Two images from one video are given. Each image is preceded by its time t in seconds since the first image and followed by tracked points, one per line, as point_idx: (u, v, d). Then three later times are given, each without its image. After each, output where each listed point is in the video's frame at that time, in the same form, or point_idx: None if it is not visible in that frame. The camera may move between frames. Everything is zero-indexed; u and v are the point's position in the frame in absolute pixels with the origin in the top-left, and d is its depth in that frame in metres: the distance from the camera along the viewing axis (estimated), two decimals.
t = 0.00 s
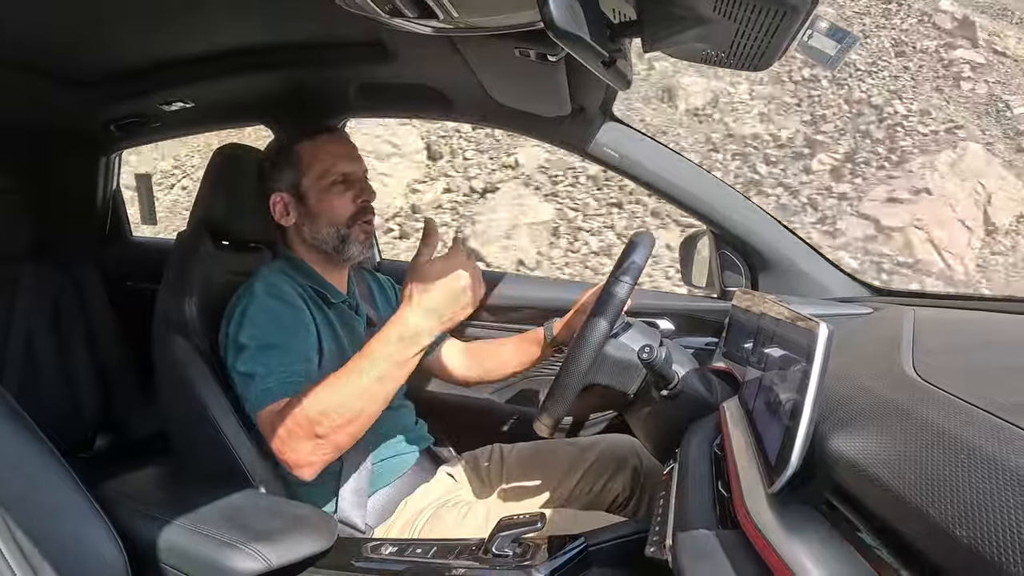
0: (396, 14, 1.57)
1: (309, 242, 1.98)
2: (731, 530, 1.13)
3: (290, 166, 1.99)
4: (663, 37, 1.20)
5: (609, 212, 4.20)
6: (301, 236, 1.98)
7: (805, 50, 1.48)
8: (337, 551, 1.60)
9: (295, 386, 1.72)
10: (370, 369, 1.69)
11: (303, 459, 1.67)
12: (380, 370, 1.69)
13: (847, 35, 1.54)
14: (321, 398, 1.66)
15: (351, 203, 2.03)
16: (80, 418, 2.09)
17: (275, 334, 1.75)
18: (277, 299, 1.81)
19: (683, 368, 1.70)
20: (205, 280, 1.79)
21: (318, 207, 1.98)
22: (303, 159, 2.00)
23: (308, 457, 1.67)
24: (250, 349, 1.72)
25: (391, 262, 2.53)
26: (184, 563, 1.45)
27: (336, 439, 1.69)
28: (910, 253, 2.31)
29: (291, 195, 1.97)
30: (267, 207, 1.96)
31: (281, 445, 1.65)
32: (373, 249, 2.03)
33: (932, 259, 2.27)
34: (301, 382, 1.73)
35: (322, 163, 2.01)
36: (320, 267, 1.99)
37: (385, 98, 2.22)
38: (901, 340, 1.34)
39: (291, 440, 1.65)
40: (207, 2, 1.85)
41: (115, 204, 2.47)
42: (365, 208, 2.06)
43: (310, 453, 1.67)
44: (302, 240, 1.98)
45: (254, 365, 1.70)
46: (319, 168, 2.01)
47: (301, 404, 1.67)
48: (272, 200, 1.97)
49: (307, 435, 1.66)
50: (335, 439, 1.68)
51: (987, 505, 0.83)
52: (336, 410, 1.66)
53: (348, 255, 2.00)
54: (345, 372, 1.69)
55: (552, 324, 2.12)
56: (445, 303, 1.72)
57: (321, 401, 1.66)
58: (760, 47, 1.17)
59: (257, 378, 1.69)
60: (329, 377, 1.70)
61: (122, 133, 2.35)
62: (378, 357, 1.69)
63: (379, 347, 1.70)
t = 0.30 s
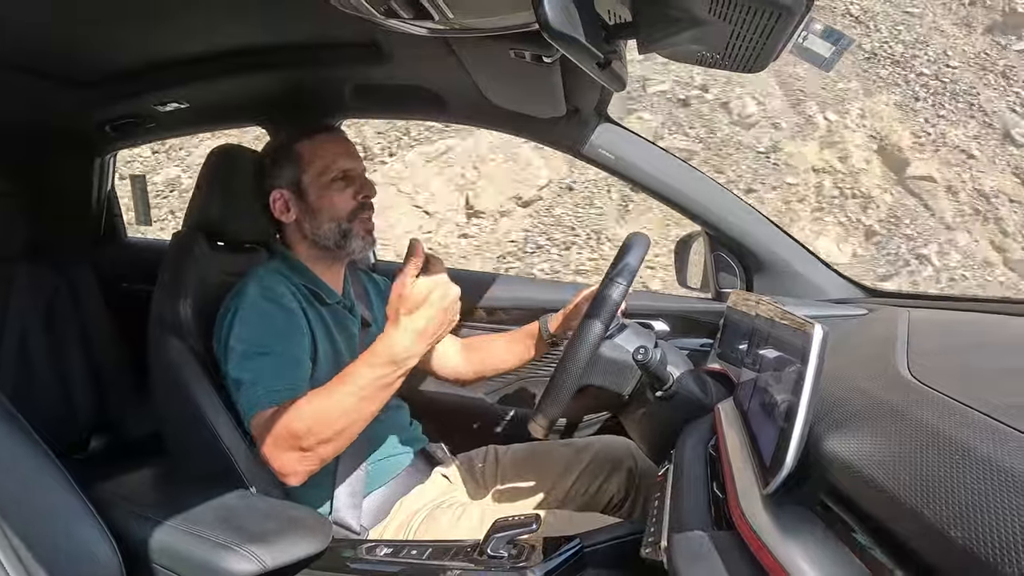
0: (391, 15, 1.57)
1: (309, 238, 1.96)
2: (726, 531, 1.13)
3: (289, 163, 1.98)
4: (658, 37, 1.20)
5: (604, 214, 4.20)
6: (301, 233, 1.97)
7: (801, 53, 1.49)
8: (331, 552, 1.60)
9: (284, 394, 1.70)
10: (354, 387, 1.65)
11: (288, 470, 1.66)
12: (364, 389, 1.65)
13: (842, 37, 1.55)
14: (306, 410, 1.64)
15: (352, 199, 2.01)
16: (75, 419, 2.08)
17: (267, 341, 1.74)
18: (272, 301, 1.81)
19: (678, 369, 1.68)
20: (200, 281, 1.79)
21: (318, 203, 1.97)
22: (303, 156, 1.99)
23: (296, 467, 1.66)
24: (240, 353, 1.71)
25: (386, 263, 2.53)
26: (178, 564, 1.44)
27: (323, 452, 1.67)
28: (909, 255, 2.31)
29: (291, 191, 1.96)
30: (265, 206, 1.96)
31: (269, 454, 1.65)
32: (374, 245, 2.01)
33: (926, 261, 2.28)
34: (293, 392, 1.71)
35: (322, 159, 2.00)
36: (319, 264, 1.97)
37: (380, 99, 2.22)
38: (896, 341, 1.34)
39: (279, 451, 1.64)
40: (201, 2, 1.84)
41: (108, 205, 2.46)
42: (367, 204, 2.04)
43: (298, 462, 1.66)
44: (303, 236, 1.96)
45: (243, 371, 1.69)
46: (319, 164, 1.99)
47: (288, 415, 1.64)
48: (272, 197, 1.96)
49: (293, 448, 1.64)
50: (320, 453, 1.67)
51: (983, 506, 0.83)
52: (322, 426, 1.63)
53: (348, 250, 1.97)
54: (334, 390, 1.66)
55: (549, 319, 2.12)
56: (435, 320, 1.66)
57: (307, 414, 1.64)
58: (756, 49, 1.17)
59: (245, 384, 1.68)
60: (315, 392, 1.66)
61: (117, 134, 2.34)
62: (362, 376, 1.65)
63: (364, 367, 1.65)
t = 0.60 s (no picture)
0: (389, 19, 1.57)
1: (314, 243, 1.97)
2: (722, 537, 1.13)
3: (294, 167, 1.99)
4: (655, 43, 1.21)
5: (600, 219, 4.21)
6: (305, 237, 1.97)
7: (797, 60, 1.49)
8: (326, 557, 1.60)
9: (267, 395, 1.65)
10: (349, 397, 1.54)
11: (263, 470, 1.54)
12: (359, 399, 1.53)
13: (837, 45, 1.56)
14: (297, 409, 1.53)
15: (357, 204, 2.03)
16: (70, 424, 2.08)
17: (256, 341, 1.71)
18: (268, 308, 1.78)
19: (674, 374, 1.69)
20: (195, 285, 1.79)
21: (324, 207, 1.98)
22: (308, 161, 1.99)
23: (270, 469, 1.54)
24: (228, 353, 1.70)
25: (382, 267, 2.53)
26: (172, 569, 1.44)
27: (303, 459, 1.55)
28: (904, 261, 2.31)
29: (296, 196, 1.97)
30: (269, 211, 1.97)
31: (248, 451, 1.54)
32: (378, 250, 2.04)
33: (921, 267, 2.29)
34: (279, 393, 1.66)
35: (328, 164, 2.01)
36: (324, 268, 1.98)
37: (376, 104, 2.22)
38: (891, 347, 1.35)
39: (261, 449, 1.54)
40: (198, 6, 1.84)
41: (104, 207, 2.46)
42: (371, 208, 2.06)
43: (273, 464, 1.54)
44: (308, 240, 1.97)
45: (231, 370, 1.67)
46: (325, 169, 2.00)
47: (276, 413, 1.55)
48: (278, 201, 1.96)
49: (274, 448, 1.53)
50: (302, 457, 1.54)
51: (978, 512, 0.83)
52: (309, 426, 1.53)
53: (353, 254, 1.99)
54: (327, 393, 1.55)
55: (548, 321, 2.04)
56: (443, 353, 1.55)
57: (295, 413, 1.53)
58: (752, 55, 1.18)
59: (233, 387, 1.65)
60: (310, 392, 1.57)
61: (113, 137, 2.35)
62: (360, 385, 1.53)
63: (363, 375, 1.54)
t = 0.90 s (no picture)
0: (383, 17, 1.57)
1: (312, 240, 1.97)
2: (719, 531, 1.14)
3: (294, 164, 1.99)
4: (650, 41, 1.20)
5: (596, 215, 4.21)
6: (302, 233, 1.97)
7: (791, 56, 1.49)
8: (324, 555, 1.60)
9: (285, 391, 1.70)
10: (380, 376, 1.67)
11: (302, 460, 1.64)
12: (388, 374, 1.68)
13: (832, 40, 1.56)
14: (328, 399, 1.62)
15: (356, 202, 2.03)
16: (67, 425, 2.08)
17: (270, 341, 1.74)
18: (273, 302, 1.80)
19: (669, 372, 1.70)
20: (190, 284, 1.79)
21: (322, 204, 1.98)
22: (308, 158, 2.00)
23: (309, 456, 1.64)
24: (235, 349, 1.73)
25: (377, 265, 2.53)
26: (169, 567, 1.44)
27: (341, 441, 1.65)
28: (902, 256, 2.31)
29: (295, 192, 1.97)
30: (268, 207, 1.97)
31: (280, 441, 1.62)
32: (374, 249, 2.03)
33: (916, 261, 2.29)
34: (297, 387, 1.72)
35: (328, 162, 2.01)
36: (321, 264, 1.98)
37: (371, 102, 2.22)
38: (886, 342, 1.35)
39: (295, 438, 1.62)
40: (192, 5, 1.84)
41: (99, 207, 2.45)
42: (370, 207, 2.06)
43: (312, 451, 1.64)
44: (307, 237, 1.97)
45: (242, 366, 1.71)
46: (325, 166, 2.01)
47: (307, 402, 1.63)
48: (277, 197, 1.96)
49: (311, 436, 1.63)
50: (338, 441, 1.65)
51: (974, 507, 0.84)
52: (343, 409, 1.63)
53: (350, 252, 1.99)
54: (354, 380, 1.66)
55: (537, 329, 2.09)
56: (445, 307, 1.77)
57: (327, 400, 1.63)
58: (746, 52, 1.18)
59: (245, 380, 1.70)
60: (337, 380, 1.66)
61: (107, 136, 2.33)
62: (386, 361, 1.68)
63: (387, 350, 1.69)
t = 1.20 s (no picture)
0: (379, 13, 1.56)
1: (306, 234, 1.97)
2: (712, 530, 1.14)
3: (290, 158, 2.00)
4: (646, 38, 1.21)
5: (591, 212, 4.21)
6: (297, 227, 1.97)
7: (788, 55, 1.49)
8: (319, 552, 1.60)
9: (280, 395, 1.67)
10: (376, 398, 1.70)
11: (290, 472, 1.64)
12: (383, 399, 1.70)
13: (827, 40, 1.56)
14: (324, 414, 1.65)
15: (351, 195, 2.03)
16: (61, 420, 2.08)
17: (261, 345, 1.71)
18: (264, 304, 1.77)
19: (666, 369, 1.68)
20: (184, 281, 1.78)
21: (317, 197, 1.99)
22: (303, 152, 2.01)
23: (297, 470, 1.65)
24: (226, 355, 1.70)
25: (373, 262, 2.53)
26: (164, 564, 1.45)
27: (330, 459, 1.67)
28: (898, 255, 2.31)
29: (291, 185, 1.98)
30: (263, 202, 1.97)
31: (270, 453, 1.63)
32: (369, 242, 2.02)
33: (910, 259, 2.30)
34: (292, 391, 1.69)
35: (324, 155, 2.01)
36: (316, 258, 1.97)
37: (367, 98, 2.21)
38: (880, 341, 1.35)
39: (287, 452, 1.63)
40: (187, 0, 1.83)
41: (94, 202, 2.45)
42: (365, 201, 2.05)
43: (302, 466, 1.65)
44: (301, 230, 1.97)
45: (233, 374, 1.68)
46: (320, 159, 2.01)
47: (301, 418, 1.65)
48: (271, 190, 1.97)
49: (303, 450, 1.64)
50: (328, 458, 1.67)
51: (965, 506, 0.84)
52: (337, 429, 1.65)
53: (344, 245, 1.98)
54: (351, 400, 1.68)
55: (531, 328, 2.13)
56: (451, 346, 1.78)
57: (323, 417, 1.65)
58: (743, 50, 1.18)
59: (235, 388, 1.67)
60: (334, 399, 1.68)
61: (102, 131, 2.32)
62: (383, 386, 1.70)
63: (383, 377, 1.71)
